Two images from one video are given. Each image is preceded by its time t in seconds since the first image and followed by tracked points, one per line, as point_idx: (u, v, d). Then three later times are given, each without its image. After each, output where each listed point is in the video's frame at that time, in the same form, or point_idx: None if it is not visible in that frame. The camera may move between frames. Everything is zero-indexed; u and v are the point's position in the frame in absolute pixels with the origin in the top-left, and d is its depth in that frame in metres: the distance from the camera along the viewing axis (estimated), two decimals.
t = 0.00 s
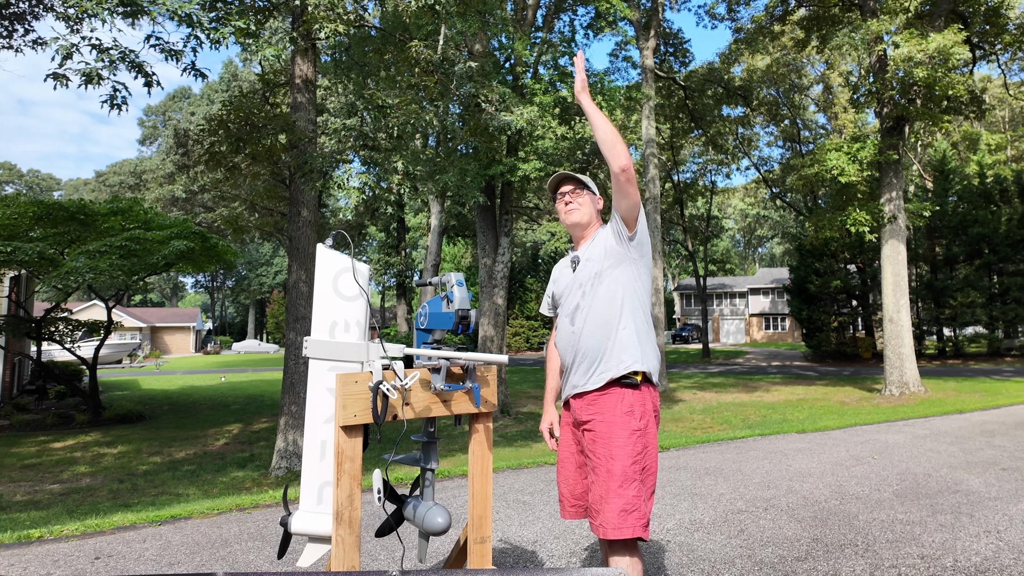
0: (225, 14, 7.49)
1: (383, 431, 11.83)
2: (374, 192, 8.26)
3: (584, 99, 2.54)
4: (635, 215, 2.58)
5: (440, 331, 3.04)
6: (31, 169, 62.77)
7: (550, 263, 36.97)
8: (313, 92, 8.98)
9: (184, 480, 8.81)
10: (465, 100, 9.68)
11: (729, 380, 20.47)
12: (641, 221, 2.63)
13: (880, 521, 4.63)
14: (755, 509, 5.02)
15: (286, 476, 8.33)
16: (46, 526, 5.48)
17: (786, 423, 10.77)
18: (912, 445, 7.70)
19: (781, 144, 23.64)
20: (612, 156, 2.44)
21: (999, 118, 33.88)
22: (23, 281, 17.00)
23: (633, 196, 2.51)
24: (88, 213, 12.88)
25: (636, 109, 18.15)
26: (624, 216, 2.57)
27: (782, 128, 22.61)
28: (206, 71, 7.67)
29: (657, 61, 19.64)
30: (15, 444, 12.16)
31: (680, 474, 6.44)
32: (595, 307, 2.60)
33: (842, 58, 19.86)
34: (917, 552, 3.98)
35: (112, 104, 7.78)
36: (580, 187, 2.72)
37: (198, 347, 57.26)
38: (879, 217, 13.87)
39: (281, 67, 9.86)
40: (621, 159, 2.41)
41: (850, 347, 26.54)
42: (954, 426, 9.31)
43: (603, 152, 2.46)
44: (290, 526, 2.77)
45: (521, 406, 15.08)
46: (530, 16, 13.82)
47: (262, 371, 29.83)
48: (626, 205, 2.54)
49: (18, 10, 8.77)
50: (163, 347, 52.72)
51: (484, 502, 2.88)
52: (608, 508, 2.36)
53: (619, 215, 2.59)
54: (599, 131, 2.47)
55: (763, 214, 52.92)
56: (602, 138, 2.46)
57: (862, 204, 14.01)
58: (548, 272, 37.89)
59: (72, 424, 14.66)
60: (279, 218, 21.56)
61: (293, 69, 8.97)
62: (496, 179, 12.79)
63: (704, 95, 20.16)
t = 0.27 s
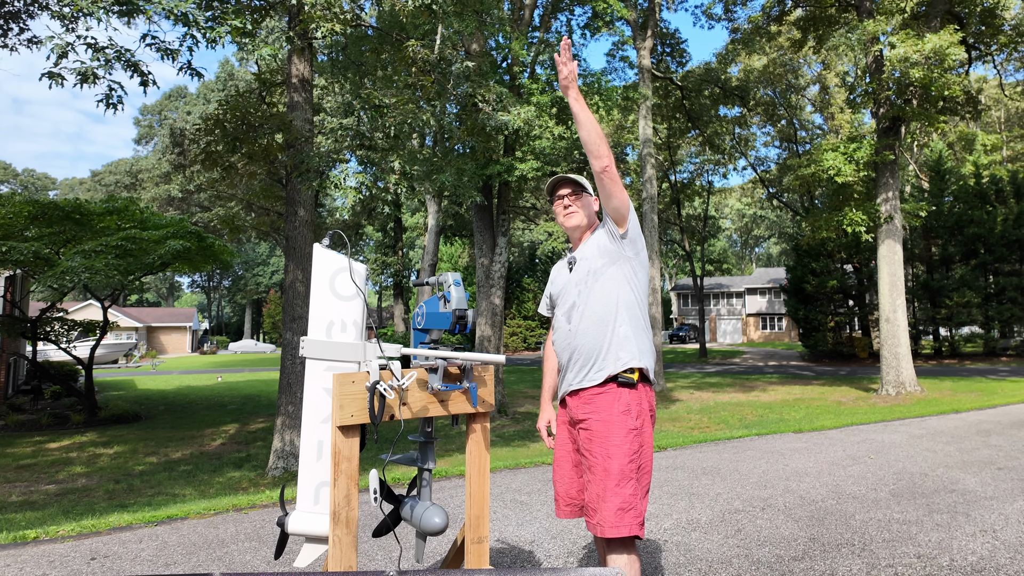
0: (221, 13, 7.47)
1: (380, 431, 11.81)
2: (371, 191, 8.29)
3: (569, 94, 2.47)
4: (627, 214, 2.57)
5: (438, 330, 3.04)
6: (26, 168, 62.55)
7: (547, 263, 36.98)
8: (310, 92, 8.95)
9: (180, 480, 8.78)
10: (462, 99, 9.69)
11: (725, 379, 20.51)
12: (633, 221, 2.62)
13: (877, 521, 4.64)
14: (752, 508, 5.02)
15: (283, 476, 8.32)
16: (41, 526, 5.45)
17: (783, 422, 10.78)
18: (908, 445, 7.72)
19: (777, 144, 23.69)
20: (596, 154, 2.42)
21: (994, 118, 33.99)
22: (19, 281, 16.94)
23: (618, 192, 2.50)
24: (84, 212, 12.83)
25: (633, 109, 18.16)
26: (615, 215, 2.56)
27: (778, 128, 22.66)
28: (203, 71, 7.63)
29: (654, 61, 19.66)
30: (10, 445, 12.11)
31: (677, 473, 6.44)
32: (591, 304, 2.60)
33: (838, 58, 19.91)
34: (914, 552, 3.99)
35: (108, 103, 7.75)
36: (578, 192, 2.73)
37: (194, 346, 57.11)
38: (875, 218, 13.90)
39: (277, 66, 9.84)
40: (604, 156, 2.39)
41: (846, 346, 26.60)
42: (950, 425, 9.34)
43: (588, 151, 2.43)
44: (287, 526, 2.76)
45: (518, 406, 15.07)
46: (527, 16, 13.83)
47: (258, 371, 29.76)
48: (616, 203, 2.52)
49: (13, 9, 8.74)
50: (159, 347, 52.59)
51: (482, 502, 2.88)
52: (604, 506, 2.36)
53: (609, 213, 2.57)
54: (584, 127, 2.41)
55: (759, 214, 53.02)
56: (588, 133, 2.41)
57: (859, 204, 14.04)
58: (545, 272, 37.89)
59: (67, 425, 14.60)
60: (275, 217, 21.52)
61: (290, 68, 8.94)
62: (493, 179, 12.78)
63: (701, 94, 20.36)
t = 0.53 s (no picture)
0: (221, 12, 7.47)
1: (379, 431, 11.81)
2: (370, 191, 8.23)
3: (566, 97, 2.46)
4: (627, 215, 2.56)
5: (438, 331, 3.04)
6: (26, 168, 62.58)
7: (546, 263, 36.99)
8: (310, 92, 8.95)
9: (180, 480, 8.79)
10: (462, 99, 9.70)
11: (725, 379, 20.52)
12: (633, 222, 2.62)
13: (877, 521, 4.64)
14: (752, 508, 5.02)
15: (282, 476, 8.32)
16: (42, 527, 5.46)
17: (782, 422, 10.76)
18: (908, 445, 7.72)
19: (777, 144, 23.70)
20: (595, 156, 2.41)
21: (994, 118, 34.00)
22: (18, 281, 16.95)
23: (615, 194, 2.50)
24: (84, 212, 12.83)
25: (633, 110, 18.15)
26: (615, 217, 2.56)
27: (778, 128, 22.67)
28: (202, 71, 7.65)
29: (654, 61, 19.66)
30: (10, 445, 12.11)
31: (676, 473, 6.44)
32: (589, 305, 2.61)
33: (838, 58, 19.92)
34: (914, 552, 3.99)
35: (107, 103, 7.74)
36: (577, 194, 2.72)
37: (194, 347, 57.09)
38: (875, 217, 13.90)
39: (278, 66, 9.84)
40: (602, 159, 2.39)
41: (846, 346, 26.60)
42: (950, 425, 9.34)
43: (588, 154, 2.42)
44: (286, 526, 2.76)
45: (518, 406, 15.06)
46: (527, 16, 13.83)
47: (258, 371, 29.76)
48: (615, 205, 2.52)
49: (12, 9, 8.75)
50: (159, 347, 52.58)
51: (481, 502, 2.87)
52: (602, 506, 2.36)
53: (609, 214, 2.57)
54: (582, 129, 2.40)
55: (759, 214, 53.03)
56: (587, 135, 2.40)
57: (858, 204, 14.04)
58: (545, 272, 37.91)
59: (67, 425, 14.60)
60: (275, 217, 21.51)
61: (290, 68, 8.93)
62: (493, 179, 12.78)
63: (700, 95, 20.25)
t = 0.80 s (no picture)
0: (221, 13, 7.46)
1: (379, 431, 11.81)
2: (370, 191, 8.19)
3: (566, 100, 2.46)
4: (627, 215, 2.56)
5: (437, 331, 3.04)
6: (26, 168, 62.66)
7: (547, 263, 36.98)
8: (310, 92, 8.94)
9: (180, 480, 8.79)
10: (462, 99, 9.71)
11: (725, 379, 20.51)
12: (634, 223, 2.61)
13: (877, 521, 4.64)
14: (752, 508, 5.02)
15: (282, 476, 8.32)
16: (42, 527, 5.46)
17: (782, 422, 10.74)
18: (908, 445, 7.72)
19: (777, 144, 23.70)
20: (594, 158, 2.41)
21: (994, 118, 33.99)
22: (18, 281, 16.95)
23: (615, 195, 2.50)
24: (84, 212, 12.83)
25: (633, 110, 18.14)
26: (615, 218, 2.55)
27: (778, 128, 22.67)
28: (202, 71, 7.66)
29: (654, 61, 19.66)
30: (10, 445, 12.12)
31: (676, 474, 6.44)
32: (590, 307, 2.61)
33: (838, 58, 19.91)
34: (913, 552, 3.99)
35: (106, 102, 7.74)
36: (576, 193, 2.73)
37: (193, 347, 57.08)
38: (875, 217, 13.90)
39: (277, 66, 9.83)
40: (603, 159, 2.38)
41: (846, 346, 26.61)
42: (950, 426, 9.33)
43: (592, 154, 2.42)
44: (287, 526, 2.76)
45: (518, 406, 15.06)
46: (527, 16, 13.83)
47: (258, 371, 29.77)
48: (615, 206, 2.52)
49: (12, 9, 8.74)
50: (159, 347, 52.57)
51: (482, 502, 2.87)
52: (602, 506, 2.36)
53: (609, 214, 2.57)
54: (582, 131, 2.40)
55: (759, 214, 53.02)
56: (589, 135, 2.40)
57: (858, 204, 14.03)
58: (545, 272, 37.90)
59: (67, 424, 14.59)
60: (275, 217, 21.50)
61: (290, 68, 8.93)
62: (493, 179, 12.77)
63: (700, 95, 20.24)
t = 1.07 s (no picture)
0: (219, 12, 7.45)
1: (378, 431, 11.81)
2: (369, 191, 8.15)
3: (560, 103, 2.44)
4: (625, 216, 2.57)
5: (435, 331, 3.04)
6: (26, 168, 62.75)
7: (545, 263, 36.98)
8: (308, 91, 8.95)
9: (178, 480, 8.78)
10: (460, 99, 9.71)
11: (723, 379, 20.52)
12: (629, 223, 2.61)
13: (874, 520, 4.64)
14: (750, 508, 5.02)
15: (281, 476, 8.32)
16: (40, 527, 5.45)
17: (780, 422, 10.74)
18: (906, 445, 7.73)
19: (775, 144, 23.72)
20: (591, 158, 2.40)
21: (992, 118, 34.04)
22: (16, 282, 16.91)
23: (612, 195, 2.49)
24: (82, 212, 12.81)
25: (631, 110, 18.15)
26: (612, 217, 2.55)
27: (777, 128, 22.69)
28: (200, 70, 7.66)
29: (652, 61, 19.70)
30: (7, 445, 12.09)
31: (675, 473, 6.44)
32: (589, 307, 2.60)
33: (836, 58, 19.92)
34: (911, 551, 4.00)
35: (104, 101, 7.74)
36: (577, 192, 2.72)
37: (191, 347, 57.00)
38: (873, 217, 13.92)
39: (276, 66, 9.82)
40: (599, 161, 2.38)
41: (844, 346, 26.64)
42: (948, 425, 9.34)
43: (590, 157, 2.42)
44: (285, 526, 2.76)
45: (516, 406, 15.05)
46: (526, 16, 13.83)
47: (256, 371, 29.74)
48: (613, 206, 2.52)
49: (10, 8, 8.73)
50: (157, 347, 52.50)
51: (480, 502, 2.87)
52: (601, 506, 2.36)
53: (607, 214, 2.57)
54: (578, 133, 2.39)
55: (758, 214, 53.07)
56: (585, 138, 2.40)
57: (857, 204, 14.05)
58: (543, 272, 37.90)
59: (65, 425, 14.57)
60: (274, 217, 21.46)
61: (288, 68, 8.95)
62: (492, 179, 12.77)
63: (699, 95, 20.23)
